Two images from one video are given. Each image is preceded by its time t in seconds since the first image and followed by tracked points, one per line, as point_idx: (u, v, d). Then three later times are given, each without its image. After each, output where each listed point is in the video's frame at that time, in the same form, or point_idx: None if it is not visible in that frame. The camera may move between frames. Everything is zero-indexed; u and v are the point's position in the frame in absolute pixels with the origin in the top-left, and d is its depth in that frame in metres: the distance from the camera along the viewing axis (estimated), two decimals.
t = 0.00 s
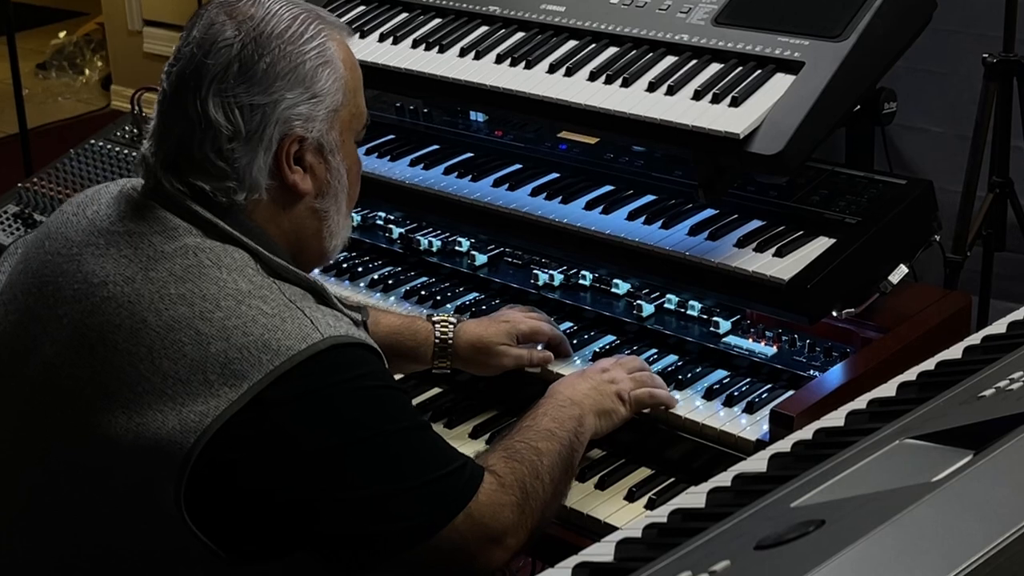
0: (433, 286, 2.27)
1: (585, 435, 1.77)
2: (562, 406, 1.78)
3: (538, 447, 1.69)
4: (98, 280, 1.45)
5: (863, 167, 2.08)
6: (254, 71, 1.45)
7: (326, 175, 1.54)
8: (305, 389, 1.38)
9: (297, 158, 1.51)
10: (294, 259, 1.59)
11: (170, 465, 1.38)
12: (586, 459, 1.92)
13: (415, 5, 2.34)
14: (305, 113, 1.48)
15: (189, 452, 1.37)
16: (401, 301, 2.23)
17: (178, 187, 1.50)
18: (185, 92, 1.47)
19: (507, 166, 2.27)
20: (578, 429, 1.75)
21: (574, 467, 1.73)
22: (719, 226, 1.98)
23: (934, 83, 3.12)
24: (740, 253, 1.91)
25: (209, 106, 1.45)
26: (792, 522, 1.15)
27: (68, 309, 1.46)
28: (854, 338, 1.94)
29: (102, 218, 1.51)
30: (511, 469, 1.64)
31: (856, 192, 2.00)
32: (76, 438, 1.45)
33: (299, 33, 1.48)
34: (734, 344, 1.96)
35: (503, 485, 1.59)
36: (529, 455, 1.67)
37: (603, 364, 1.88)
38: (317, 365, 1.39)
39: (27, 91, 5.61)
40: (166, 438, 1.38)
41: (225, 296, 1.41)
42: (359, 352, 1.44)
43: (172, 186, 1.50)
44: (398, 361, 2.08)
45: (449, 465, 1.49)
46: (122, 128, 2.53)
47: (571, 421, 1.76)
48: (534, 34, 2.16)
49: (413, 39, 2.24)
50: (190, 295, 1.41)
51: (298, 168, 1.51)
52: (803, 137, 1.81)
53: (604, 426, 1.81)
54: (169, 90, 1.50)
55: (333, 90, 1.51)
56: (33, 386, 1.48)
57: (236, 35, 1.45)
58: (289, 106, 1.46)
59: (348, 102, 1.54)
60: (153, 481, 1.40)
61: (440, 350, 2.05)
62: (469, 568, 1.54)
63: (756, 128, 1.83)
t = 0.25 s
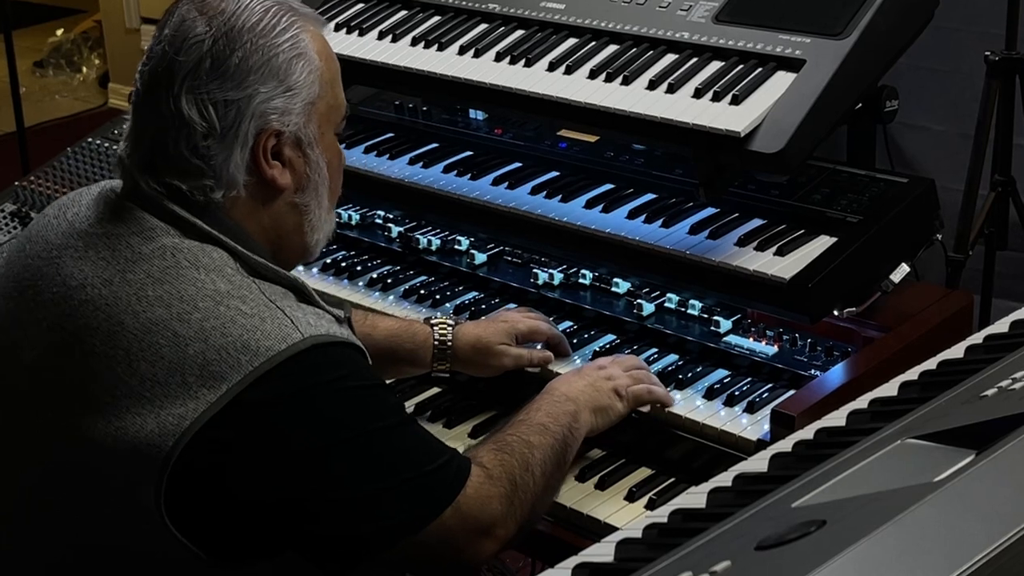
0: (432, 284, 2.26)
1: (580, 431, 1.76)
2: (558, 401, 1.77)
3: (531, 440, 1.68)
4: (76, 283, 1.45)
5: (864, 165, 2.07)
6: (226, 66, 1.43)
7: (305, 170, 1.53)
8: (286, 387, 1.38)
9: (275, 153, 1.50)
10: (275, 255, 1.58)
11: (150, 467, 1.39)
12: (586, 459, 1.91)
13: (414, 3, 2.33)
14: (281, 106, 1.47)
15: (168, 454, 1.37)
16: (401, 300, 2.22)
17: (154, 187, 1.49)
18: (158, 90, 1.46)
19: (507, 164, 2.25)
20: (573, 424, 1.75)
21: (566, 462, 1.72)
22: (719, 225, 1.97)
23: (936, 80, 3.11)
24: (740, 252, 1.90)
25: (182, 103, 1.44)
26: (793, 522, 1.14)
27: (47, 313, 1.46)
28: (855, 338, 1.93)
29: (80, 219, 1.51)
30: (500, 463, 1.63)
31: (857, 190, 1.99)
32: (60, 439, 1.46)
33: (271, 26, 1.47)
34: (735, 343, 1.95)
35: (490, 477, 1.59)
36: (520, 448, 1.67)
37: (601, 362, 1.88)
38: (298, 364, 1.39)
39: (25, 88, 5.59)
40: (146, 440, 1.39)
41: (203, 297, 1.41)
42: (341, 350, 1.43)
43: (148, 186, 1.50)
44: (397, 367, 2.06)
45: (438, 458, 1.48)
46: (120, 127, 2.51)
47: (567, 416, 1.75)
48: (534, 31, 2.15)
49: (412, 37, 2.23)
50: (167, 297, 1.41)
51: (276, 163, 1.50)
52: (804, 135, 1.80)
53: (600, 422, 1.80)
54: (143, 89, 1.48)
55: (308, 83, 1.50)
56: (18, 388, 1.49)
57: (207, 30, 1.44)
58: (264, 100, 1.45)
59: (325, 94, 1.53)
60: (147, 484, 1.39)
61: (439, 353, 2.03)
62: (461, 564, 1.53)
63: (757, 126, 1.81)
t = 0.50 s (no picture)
0: (431, 283, 2.25)
1: (569, 416, 1.77)
2: (548, 385, 1.79)
3: (521, 425, 1.70)
4: (60, 280, 1.45)
5: (866, 164, 2.06)
6: (209, 57, 1.43)
7: (292, 161, 1.53)
8: (273, 378, 1.37)
9: (261, 144, 1.50)
10: (264, 246, 1.58)
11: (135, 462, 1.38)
12: (586, 459, 1.90)
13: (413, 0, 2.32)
14: (266, 98, 1.47)
15: (152, 448, 1.37)
16: (399, 298, 2.21)
17: (139, 182, 1.49)
18: (143, 84, 1.46)
19: (506, 162, 2.25)
20: (562, 408, 1.76)
21: (556, 448, 1.73)
22: (719, 224, 1.96)
23: (937, 79, 3.10)
24: (741, 251, 1.89)
25: (166, 96, 1.44)
26: (794, 523, 1.13)
27: (33, 310, 1.47)
28: (856, 337, 1.92)
29: (67, 217, 1.51)
30: (491, 449, 1.65)
31: (859, 189, 1.98)
32: (48, 437, 1.46)
33: (253, 17, 1.47)
34: (736, 342, 1.94)
35: (481, 466, 1.60)
36: (511, 433, 1.69)
37: (594, 351, 1.90)
38: (283, 356, 1.38)
39: (23, 87, 5.56)
40: (129, 435, 1.38)
41: (186, 291, 1.40)
42: (328, 343, 1.43)
43: (133, 181, 1.50)
44: (390, 363, 2.06)
45: (429, 447, 1.49)
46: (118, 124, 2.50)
47: (556, 401, 1.77)
48: (534, 29, 2.14)
49: (411, 34, 2.22)
50: (150, 291, 1.41)
51: (262, 154, 1.50)
52: (804, 133, 1.79)
53: (589, 408, 1.81)
54: (127, 84, 1.49)
55: (293, 73, 1.50)
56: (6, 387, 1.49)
57: (190, 23, 1.44)
58: (248, 91, 1.45)
59: (310, 85, 1.53)
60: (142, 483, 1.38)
61: (431, 349, 2.03)
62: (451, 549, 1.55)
63: (758, 124, 1.81)
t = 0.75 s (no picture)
0: (430, 282, 2.24)
1: (561, 401, 1.78)
2: (542, 370, 1.82)
3: (508, 403, 1.73)
4: (39, 268, 1.48)
5: (868, 162, 2.05)
6: (183, 40, 1.45)
7: (269, 145, 1.55)
8: (247, 351, 1.38)
9: (237, 128, 1.51)
10: (245, 232, 1.60)
11: (117, 442, 1.39)
12: (586, 458, 1.89)
13: None
14: (241, 80, 1.49)
15: (133, 427, 1.38)
16: (398, 298, 2.21)
17: (114, 167, 1.51)
18: (119, 70, 1.48)
19: (506, 161, 2.24)
20: (553, 391, 1.78)
21: (546, 429, 1.75)
22: (720, 223, 1.95)
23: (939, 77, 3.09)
24: (741, 249, 1.88)
25: (142, 79, 1.46)
26: (795, 522, 1.12)
27: (12, 302, 1.49)
28: (858, 337, 1.91)
29: (45, 209, 1.53)
30: (474, 423, 1.68)
31: (860, 187, 1.97)
32: (30, 425, 1.48)
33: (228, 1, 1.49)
34: (737, 342, 1.93)
35: (462, 437, 1.63)
36: (496, 409, 1.72)
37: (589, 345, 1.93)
38: (259, 329, 1.39)
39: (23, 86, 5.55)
40: (109, 415, 1.39)
41: (161, 271, 1.42)
42: (304, 317, 1.43)
43: (109, 167, 1.51)
44: (385, 349, 2.06)
45: (408, 418, 1.49)
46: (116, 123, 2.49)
47: (548, 384, 1.78)
48: (533, 27, 2.13)
49: (410, 32, 2.21)
50: (125, 273, 1.43)
51: (238, 138, 1.51)
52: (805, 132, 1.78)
53: (582, 396, 1.82)
54: (105, 72, 1.51)
55: (268, 57, 1.52)
56: None
57: (164, 8, 1.46)
58: (223, 74, 1.47)
59: (286, 70, 1.55)
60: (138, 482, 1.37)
61: (427, 335, 2.03)
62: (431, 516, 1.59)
63: (759, 123, 1.80)
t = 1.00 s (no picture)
0: (430, 281, 2.23)
1: (552, 390, 1.76)
2: (536, 360, 1.79)
3: (492, 386, 1.71)
4: (13, 261, 1.51)
5: (869, 160, 2.04)
6: (156, 29, 1.47)
7: (243, 134, 1.56)
8: (219, 331, 1.41)
9: (211, 116, 1.53)
10: (221, 223, 1.61)
11: (92, 426, 1.41)
12: (586, 458, 1.88)
13: None
14: (214, 68, 1.50)
15: (106, 410, 1.40)
16: (398, 297, 2.20)
17: (87, 159, 1.54)
18: (95, 59, 1.50)
19: (505, 159, 2.23)
20: (544, 380, 1.75)
21: (534, 417, 1.72)
22: (720, 222, 1.94)
23: (941, 74, 3.08)
24: (742, 248, 1.87)
25: (115, 67, 1.48)
26: (796, 523, 1.11)
27: None
28: (859, 336, 1.90)
29: (21, 205, 1.56)
30: (454, 401, 1.66)
31: (862, 185, 1.96)
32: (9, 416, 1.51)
33: None
34: (738, 341, 1.92)
35: (441, 414, 1.62)
36: (479, 391, 1.70)
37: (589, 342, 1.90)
38: (229, 311, 1.42)
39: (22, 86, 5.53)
40: (83, 400, 1.42)
41: (130, 257, 1.44)
42: (276, 300, 1.46)
43: (83, 159, 1.54)
44: (384, 362, 2.05)
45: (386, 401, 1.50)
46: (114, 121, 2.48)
47: (539, 373, 1.76)
48: (533, 25, 2.12)
49: (408, 30, 2.20)
50: (95, 260, 1.45)
51: (212, 126, 1.52)
52: (806, 130, 1.77)
53: (575, 387, 1.79)
54: (80, 63, 1.53)
55: (242, 46, 1.53)
56: None
57: None
58: (196, 62, 1.49)
59: (261, 60, 1.56)
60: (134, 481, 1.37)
61: (423, 347, 2.02)
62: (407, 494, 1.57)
63: (759, 121, 1.79)
